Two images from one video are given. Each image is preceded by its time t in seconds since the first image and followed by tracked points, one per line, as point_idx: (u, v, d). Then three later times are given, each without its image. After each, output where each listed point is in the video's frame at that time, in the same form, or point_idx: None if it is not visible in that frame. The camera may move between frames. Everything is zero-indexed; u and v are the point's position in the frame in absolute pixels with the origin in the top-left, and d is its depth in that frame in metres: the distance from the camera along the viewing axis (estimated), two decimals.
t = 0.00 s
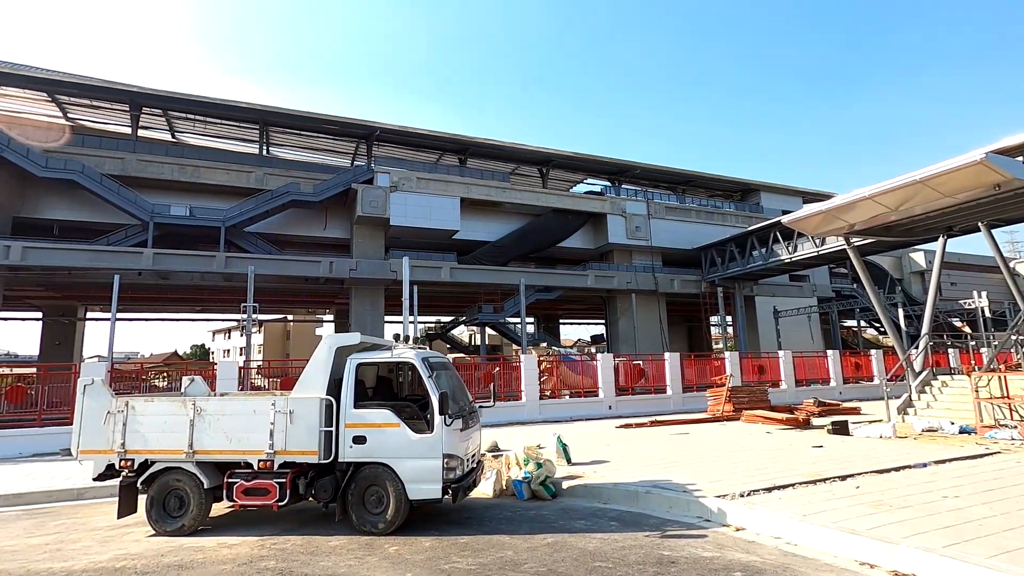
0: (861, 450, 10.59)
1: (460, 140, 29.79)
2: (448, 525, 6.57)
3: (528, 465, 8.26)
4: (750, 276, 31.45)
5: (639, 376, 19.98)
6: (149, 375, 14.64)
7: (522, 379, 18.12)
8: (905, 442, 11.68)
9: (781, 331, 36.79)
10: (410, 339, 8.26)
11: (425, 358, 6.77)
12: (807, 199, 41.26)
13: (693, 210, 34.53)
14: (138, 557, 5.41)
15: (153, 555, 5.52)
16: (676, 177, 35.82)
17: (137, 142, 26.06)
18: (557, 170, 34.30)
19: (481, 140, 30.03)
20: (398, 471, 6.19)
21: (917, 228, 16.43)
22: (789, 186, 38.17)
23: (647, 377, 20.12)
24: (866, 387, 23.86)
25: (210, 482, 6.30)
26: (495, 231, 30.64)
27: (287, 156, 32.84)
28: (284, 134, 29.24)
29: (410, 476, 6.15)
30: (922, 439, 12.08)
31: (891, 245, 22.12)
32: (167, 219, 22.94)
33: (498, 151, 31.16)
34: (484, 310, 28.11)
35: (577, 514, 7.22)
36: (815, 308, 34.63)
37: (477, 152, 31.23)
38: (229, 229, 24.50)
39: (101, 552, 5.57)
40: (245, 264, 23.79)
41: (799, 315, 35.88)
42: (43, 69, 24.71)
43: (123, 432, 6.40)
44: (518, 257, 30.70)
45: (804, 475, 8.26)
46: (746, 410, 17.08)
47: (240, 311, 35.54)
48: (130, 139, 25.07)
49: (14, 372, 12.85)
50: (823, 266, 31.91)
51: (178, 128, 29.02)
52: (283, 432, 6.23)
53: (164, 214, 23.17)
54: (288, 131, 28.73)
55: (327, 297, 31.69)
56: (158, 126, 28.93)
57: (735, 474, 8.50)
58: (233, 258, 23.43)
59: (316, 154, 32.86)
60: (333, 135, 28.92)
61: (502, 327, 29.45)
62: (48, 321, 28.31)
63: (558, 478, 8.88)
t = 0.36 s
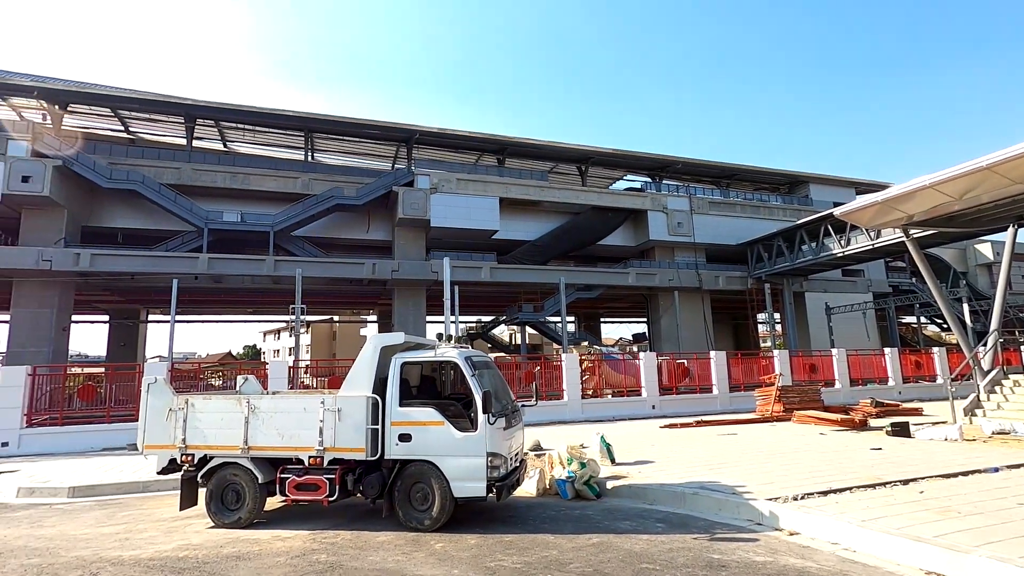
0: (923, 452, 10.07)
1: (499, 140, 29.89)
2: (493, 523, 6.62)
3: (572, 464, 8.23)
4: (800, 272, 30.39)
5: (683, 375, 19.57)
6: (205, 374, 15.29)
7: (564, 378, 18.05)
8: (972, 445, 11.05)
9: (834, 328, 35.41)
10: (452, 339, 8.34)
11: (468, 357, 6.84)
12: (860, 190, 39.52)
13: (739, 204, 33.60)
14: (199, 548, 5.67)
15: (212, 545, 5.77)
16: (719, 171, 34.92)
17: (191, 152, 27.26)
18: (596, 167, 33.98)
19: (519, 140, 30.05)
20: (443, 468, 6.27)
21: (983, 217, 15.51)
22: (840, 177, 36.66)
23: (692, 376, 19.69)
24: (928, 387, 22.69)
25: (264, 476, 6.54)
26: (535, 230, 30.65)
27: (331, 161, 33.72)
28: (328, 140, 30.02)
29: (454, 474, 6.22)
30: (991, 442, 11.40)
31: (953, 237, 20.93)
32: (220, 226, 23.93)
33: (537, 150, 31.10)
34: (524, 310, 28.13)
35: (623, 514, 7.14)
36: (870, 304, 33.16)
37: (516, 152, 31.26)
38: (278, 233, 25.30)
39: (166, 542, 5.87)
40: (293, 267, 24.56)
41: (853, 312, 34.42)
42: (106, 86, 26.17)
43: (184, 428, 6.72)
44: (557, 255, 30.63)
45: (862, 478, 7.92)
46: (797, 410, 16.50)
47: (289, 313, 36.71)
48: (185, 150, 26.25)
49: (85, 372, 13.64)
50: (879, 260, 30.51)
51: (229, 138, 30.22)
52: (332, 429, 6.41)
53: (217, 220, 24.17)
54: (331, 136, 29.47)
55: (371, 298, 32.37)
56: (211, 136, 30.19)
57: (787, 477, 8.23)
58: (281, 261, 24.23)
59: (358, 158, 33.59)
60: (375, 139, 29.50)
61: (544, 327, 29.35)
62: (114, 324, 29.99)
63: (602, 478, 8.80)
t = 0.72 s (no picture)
0: (987, 457, 9.54)
1: (535, 139, 29.85)
2: (534, 522, 6.63)
3: (613, 464, 8.16)
4: (849, 267, 29.24)
5: (727, 374, 19.08)
6: (254, 373, 15.82)
7: (603, 377, 17.89)
8: None
9: (887, 325, 33.93)
10: (492, 338, 8.39)
11: (507, 356, 6.88)
12: (914, 181, 37.69)
13: (783, 198, 32.58)
14: (251, 540, 5.89)
15: (263, 538, 5.98)
16: (762, 164, 33.94)
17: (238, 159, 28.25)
18: (634, 164, 33.53)
19: (555, 138, 29.92)
20: (483, 467, 6.32)
21: None
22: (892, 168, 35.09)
23: (735, 376, 19.19)
24: (991, 387, 21.50)
25: (311, 472, 6.74)
26: (572, 229, 30.56)
27: (371, 164, 34.38)
28: (368, 144, 30.61)
29: (495, 472, 6.26)
30: None
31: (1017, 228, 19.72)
32: (266, 230, 24.72)
33: (573, 148, 30.90)
34: (562, 308, 28.01)
35: (665, 516, 7.04)
36: (926, 300, 31.64)
37: (552, 150, 31.16)
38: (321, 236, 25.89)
39: (220, 533, 6.12)
40: (336, 268, 25.14)
41: (908, 308, 32.92)
42: (160, 98, 27.39)
43: (235, 424, 6.98)
44: (595, 254, 30.48)
45: (920, 483, 7.57)
46: (848, 411, 15.88)
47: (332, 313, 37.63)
48: (233, 157, 27.22)
49: (143, 371, 14.28)
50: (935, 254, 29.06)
51: (273, 144, 31.18)
52: (375, 427, 6.54)
53: (263, 224, 24.96)
54: (371, 140, 30.04)
55: (411, 298, 32.84)
56: (257, 143, 31.23)
57: (838, 480, 7.95)
58: (324, 263, 24.84)
59: (397, 160, 34.13)
60: (413, 142, 29.91)
61: (583, 325, 29.13)
62: (169, 325, 31.37)
63: (644, 479, 8.69)
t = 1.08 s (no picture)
0: None
1: (569, 137, 29.68)
2: (572, 521, 6.61)
3: (652, 464, 8.05)
4: (900, 262, 28.11)
5: (769, 374, 18.56)
6: (297, 371, 16.27)
7: (640, 376, 17.70)
8: None
9: (941, 322, 32.40)
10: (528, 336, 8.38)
11: (543, 355, 6.86)
12: (970, 170, 35.83)
13: (828, 191, 31.49)
14: (296, 533, 6.06)
15: (308, 531, 6.14)
16: (804, 157, 32.87)
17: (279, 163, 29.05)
18: (670, 159, 32.97)
19: (589, 135, 29.69)
20: (521, 465, 6.33)
21: None
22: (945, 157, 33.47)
23: (778, 376, 18.66)
24: None
25: (352, 468, 6.88)
26: (607, 226, 30.31)
27: (407, 166, 34.84)
28: (403, 146, 31.03)
29: (533, 470, 6.27)
30: None
31: None
32: (306, 232, 25.36)
33: (608, 145, 30.60)
34: (598, 307, 27.79)
35: (707, 518, 6.90)
36: (984, 296, 30.07)
37: (586, 147, 30.94)
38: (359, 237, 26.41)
39: (268, 526, 6.32)
40: (373, 269, 25.61)
41: (964, 305, 31.36)
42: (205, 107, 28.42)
43: (280, 420, 7.19)
44: (630, 251, 30.17)
45: (981, 488, 7.20)
46: (899, 412, 15.25)
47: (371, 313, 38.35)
48: (275, 162, 28.00)
49: (193, 369, 14.82)
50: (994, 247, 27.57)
51: (313, 149, 31.95)
52: (414, 424, 6.63)
53: (304, 227, 25.62)
54: (406, 142, 30.45)
55: (447, 298, 33.16)
56: (297, 148, 32.06)
57: (890, 484, 7.63)
58: (363, 263, 25.33)
59: (432, 161, 34.48)
60: (447, 142, 30.16)
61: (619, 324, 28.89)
62: (216, 325, 32.54)
63: (684, 480, 8.54)
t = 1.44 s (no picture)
0: None
1: (601, 134, 29.42)
2: (608, 520, 6.56)
3: (690, 465, 7.90)
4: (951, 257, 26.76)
5: (811, 373, 18.01)
6: (334, 369, 16.63)
7: (676, 375, 17.45)
8: None
9: (997, 319, 30.86)
10: (562, 335, 8.34)
11: (578, 353, 6.83)
12: None
13: (872, 183, 30.35)
14: (336, 526, 6.19)
15: (347, 525, 6.27)
16: (847, 148, 31.74)
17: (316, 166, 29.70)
18: (705, 154, 32.32)
19: (622, 131, 29.37)
20: (557, 464, 6.32)
21: None
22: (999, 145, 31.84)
23: (821, 375, 18.07)
24: None
25: (389, 464, 6.98)
26: (641, 223, 29.96)
27: (440, 166, 35.16)
28: (436, 146, 31.32)
29: (569, 469, 6.24)
30: None
31: None
32: (343, 233, 25.85)
33: (641, 141, 30.20)
34: (631, 305, 27.47)
35: (748, 520, 6.74)
36: None
37: (619, 144, 30.61)
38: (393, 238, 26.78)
39: (309, 520, 6.48)
40: (408, 268, 25.93)
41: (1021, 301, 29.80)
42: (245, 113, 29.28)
43: (320, 417, 7.36)
44: (665, 248, 29.74)
45: None
46: (952, 413, 14.58)
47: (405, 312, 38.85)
48: (312, 164, 28.63)
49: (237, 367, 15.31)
50: None
51: (348, 151, 32.55)
52: (450, 421, 6.69)
53: (340, 228, 26.13)
54: (439, 142, 30.73)
55: (480, 296, 33.33)
56: (333, 151, 32.72)
57: (941, 488, 7.32)
58: (397, 263, 25.66)
59: (465, 161, 34.68)
60: (479, 142, 30.28)
61: (654, 322, 28.48)
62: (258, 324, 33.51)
63: (723, 481, 8.36)
